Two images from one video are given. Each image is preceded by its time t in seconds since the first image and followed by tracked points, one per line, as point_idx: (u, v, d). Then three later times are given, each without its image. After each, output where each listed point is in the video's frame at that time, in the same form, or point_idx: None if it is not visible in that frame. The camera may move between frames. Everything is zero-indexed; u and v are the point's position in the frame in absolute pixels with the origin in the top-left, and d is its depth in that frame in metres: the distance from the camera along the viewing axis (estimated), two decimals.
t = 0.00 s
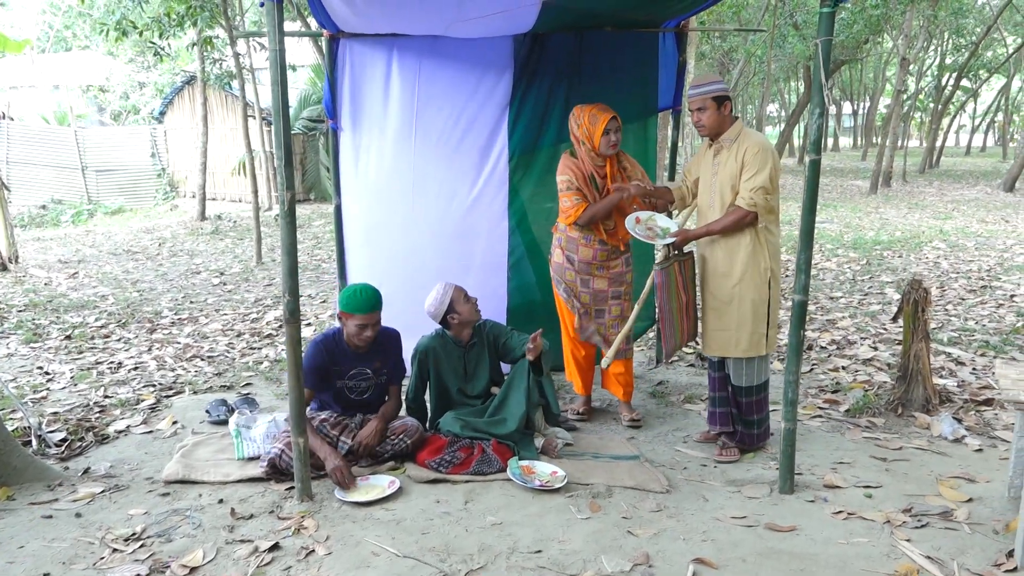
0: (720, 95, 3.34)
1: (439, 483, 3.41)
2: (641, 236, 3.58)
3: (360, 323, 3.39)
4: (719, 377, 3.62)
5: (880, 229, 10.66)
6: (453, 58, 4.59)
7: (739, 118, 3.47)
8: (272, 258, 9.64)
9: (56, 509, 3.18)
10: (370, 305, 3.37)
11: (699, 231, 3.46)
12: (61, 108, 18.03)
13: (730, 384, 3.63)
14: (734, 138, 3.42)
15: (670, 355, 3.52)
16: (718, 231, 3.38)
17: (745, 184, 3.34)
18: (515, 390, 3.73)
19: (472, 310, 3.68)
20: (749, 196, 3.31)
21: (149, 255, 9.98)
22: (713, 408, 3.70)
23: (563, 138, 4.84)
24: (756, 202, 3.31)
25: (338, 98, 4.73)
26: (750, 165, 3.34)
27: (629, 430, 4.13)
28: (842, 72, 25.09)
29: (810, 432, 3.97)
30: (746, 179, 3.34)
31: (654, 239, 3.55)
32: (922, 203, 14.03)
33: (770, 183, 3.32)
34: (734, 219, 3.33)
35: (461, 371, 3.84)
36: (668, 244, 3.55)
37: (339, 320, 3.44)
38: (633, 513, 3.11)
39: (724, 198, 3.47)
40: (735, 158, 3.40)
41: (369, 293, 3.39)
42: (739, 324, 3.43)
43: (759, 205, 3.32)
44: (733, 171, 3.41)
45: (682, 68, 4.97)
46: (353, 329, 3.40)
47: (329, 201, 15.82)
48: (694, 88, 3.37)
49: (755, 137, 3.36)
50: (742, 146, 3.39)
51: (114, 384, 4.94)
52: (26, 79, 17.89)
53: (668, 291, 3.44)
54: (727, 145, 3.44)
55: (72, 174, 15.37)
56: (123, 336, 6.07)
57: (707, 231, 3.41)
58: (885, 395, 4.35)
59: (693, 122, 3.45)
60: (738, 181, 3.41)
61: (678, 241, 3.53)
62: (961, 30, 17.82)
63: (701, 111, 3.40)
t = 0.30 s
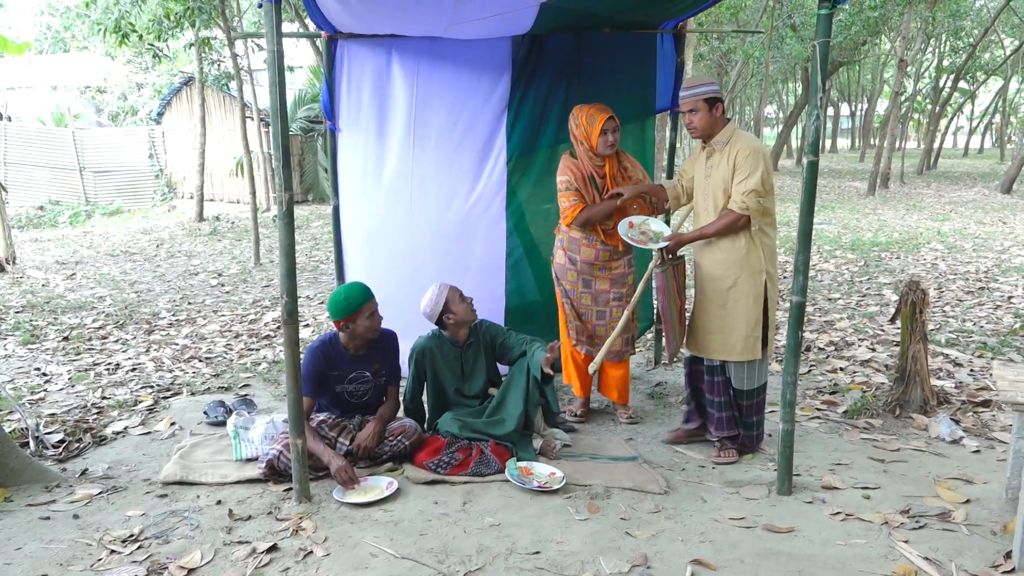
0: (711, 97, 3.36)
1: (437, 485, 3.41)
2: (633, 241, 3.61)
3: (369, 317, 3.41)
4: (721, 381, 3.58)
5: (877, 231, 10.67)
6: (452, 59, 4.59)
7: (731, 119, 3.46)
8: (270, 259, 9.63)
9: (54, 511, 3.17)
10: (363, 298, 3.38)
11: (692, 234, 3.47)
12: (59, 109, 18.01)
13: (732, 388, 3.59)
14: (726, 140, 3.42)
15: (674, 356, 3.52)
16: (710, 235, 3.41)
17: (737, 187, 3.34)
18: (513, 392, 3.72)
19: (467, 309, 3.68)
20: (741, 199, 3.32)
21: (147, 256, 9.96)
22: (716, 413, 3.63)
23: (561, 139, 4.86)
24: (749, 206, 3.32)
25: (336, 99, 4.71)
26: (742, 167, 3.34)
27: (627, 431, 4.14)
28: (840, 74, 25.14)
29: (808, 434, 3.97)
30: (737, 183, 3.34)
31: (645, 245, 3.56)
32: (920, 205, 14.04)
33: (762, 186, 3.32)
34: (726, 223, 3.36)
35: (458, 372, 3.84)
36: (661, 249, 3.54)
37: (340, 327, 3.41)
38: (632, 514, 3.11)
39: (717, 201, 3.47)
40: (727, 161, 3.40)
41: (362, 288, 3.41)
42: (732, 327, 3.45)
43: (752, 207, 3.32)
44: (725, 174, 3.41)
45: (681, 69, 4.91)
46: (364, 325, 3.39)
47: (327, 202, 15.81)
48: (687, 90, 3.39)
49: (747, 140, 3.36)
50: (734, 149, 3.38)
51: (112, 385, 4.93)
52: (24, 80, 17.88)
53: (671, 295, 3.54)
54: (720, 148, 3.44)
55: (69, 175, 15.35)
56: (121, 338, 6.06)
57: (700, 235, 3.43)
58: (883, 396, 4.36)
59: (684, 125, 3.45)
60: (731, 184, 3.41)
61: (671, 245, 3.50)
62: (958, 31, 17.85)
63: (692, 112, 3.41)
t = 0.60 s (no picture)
0: (704, 98, 3.36)
1: (436, 486, 3.41)
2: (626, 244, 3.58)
3: (359, 309, 3.42)
4: (711, 381, 3.61)
5: (877, 233, 10.68)
6: (452, 61, 4.60)
7: (724, 121, 3.48)
8: (270, 259, 9.63)
9: (53, 511, 3.18)
10: (353, 291, 3.39)
11: (686, 236, 3.47)
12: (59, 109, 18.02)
13: (722, 388, 3.62)
14: (720, 142, 3.43)
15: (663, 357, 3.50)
16: (705, 237, 3.41)
17: (731, 189, 3.35)
18: (513, 394, 3.72)
19: (469, 311, 3.67)
20: (735, 202, 3.33)
21: (147, 257, 9.97)
22: (706, 413, 3.65)
23: (562, 141, 4.83)
24: (744, 208, 3.33)
25: (336, 100, 4.73)
26: (736, 170, 3.35)
27: (626, 433, 4.14)
28: (839, 76, 25.17)
29: (807, 436, 3.98)
30: (731, 184, 3.35)
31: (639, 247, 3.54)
32: (920, 207, 14.06)
33: (757, 189, 3.34)
34: (720, 225, 3.37)
35: (459, 373, 3.83)
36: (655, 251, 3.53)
37: (331, 322, 3.42)
38: (630, 516, 3.12)
39: (710, 203, 3.48)
40: (720, 163, 3.41)
41: (351, 280, 3.42)
42: (720, 328, 3.45)
43: (747, 210, 3.33)
44: (719, 175, 3.42)
45: (681, 71, 4.99)
46: (355, 318, 3.40)
47: (327, 203, 15.82)
48: (678, 90, 3.39)
49: (740, 143, 3.37)
50: (728, 151, 3.39)
51: (111, 385, 4.93)
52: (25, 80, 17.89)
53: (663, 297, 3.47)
54: (713, 149, 3.44)
55: (70, 174, 15.37)
56: (121, 338, 6.06)
57: (695, 237, 3.43)
58: (882, 398, 4.36)
59: (677, 125, 3.45)
60: (724, 186, 3.42)
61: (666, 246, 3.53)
62: (958, 34, 17.89)
63: (684, 113, 3.41)
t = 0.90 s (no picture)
0: (697, 100, 3.36)
1: (436, 487, 3.41)
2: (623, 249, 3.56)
3: (350, 307, 3.42)
4: (702, 383, 3.62)
5: (877, 235, 10.69)
6: (452, 62, 4.60)
7: (716, 124, 3.48)
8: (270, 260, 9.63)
9: (54, 511, 3.18)
10: (343, 290, 3.39)
11: (683, 238, 3.45)
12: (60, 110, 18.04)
13: (713, 390, 3.63)
14: (712, 145, 3.44)
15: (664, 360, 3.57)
16: (701, 239, 3.40)
17: (726, 191, 3.35)
18: (513, 396, 3.71)
19: (469, 313, 3.67)
20: (731, 204, 3.33)
21: (147, 257, 9.98)
22: (697, 414, 3.67)
23: (563, 143, 4.88)
24: (739, 210, 3.34)
25: (337, 101, 4.76)
26: (731, 173, 3.36)
27: (626, 435, 4.14)
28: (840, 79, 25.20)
29: (807, 438, 3.98)
30: (726, 187, 3.36)
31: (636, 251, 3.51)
32: (921, 210, 14.06)
33: (751, 191, 3.35)
34: (716, 227, 3.36)
35: (458, 374, 3.83)
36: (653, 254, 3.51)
37: (322, 320, 3.42)
38: (630, 518, 3.12)
39: (703, 205, 3.48)
40: (714, 165, 3.42)
41: (341, 279, 3.42)
42: (715, 330, 3.46)
43: (742, 212, 3.35)
44: (713, 178, 3.42)
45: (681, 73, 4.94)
46: (345, 317, 3.40)
47: (327, 204, 15.83)
48: (672, 93, 3.38)
49: (734, 145, 3.38)
50: (721, 154, 3.40)
51: (112, 386, 4.94)
52: (26, 81, 17.90)
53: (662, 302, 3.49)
54: (706, 152, 3.45)
55: (71, 175, 15.38)
56: (121, 339, 6.07)
57: (691, 239, 3.41)
58: (882, 401, 4.36)
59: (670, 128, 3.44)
60: (718, 189, 3.43)
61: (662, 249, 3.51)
62: (959, 36, 17.91)
63: (678, 116, 3.41)
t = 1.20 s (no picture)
0: (692, 102, 3.36)
1: (437, 488, 3.41)
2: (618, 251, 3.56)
3: (348, 307, 3.42)
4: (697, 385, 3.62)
5: (878, 237, 10.69)
6: (454, 62, 4.61)
7: (711, 127, 3.48)
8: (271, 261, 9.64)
9: (54, 511, 3.18)
10: (341, 290, 3.39)
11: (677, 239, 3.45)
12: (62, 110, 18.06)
13: (708, 392, 3.62)
14: (707, 147, 3.44)
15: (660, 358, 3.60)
16: (695, 241, 3.40)
17: (721, 193, 3.36)
18: (513, 398, 3.70)
19: (469, 314, 3.67)
20: (725, 206, 3.34)
21: (148, 257, 10.00)
22: (693, 416, 3.67)
23: (565, 143, 4.87)
24: (734, 212, 3.35)
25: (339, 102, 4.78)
26: (726, 176, 3.36)
27: (626, 437, 4.14)
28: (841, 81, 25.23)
29: (807, 440, 3.98)
30: (720, 189, 3.37)
31: (631, 253, 3.51)
32: (922, 212, 14.07)
33: (746, 194, 3.36)
34: (710, 228, 3.36)
35: (458, 375, 3.83)
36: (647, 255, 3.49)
37: (320, 321, 3.42)
38: (630, 519, 3.12)
39: (697, 208, 3.49)
40: (709, 168, 3.42)
41: (339, 279, 3.42)
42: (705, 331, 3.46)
43: (737, 214, 3.35)
44: (708, 180, 3.43)
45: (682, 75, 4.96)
46: (343, 317, 3.40)
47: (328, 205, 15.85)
48: (667, 95, 3.38)
49: (729, 148, 3.38)
50: (716, 157, 3.41)
51: (112, 386, 4.94)
52: (28, 81, 17.93)
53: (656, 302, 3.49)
54: (700, 154, 3.45)
55: (72, 175, 15.40)
56: (122, 338, 6.07)
57: (685, 240, 3.41)
58: (882, 403, 4.37)
59: (664, 129, 3.44)
60: (712, 191, 3.44)
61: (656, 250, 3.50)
62: (960, 39, 17.92)
63: (672, 118, 3.40)
